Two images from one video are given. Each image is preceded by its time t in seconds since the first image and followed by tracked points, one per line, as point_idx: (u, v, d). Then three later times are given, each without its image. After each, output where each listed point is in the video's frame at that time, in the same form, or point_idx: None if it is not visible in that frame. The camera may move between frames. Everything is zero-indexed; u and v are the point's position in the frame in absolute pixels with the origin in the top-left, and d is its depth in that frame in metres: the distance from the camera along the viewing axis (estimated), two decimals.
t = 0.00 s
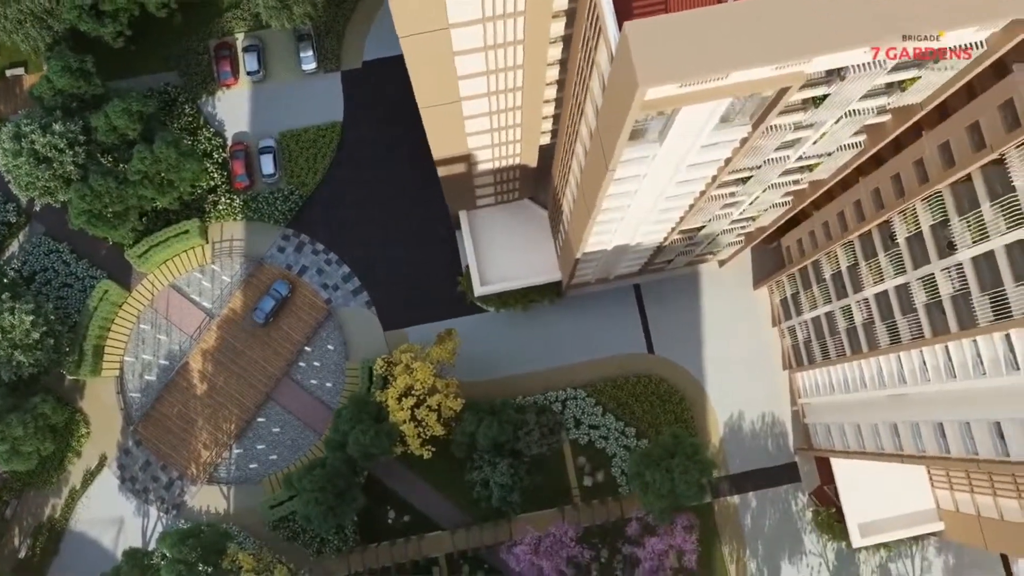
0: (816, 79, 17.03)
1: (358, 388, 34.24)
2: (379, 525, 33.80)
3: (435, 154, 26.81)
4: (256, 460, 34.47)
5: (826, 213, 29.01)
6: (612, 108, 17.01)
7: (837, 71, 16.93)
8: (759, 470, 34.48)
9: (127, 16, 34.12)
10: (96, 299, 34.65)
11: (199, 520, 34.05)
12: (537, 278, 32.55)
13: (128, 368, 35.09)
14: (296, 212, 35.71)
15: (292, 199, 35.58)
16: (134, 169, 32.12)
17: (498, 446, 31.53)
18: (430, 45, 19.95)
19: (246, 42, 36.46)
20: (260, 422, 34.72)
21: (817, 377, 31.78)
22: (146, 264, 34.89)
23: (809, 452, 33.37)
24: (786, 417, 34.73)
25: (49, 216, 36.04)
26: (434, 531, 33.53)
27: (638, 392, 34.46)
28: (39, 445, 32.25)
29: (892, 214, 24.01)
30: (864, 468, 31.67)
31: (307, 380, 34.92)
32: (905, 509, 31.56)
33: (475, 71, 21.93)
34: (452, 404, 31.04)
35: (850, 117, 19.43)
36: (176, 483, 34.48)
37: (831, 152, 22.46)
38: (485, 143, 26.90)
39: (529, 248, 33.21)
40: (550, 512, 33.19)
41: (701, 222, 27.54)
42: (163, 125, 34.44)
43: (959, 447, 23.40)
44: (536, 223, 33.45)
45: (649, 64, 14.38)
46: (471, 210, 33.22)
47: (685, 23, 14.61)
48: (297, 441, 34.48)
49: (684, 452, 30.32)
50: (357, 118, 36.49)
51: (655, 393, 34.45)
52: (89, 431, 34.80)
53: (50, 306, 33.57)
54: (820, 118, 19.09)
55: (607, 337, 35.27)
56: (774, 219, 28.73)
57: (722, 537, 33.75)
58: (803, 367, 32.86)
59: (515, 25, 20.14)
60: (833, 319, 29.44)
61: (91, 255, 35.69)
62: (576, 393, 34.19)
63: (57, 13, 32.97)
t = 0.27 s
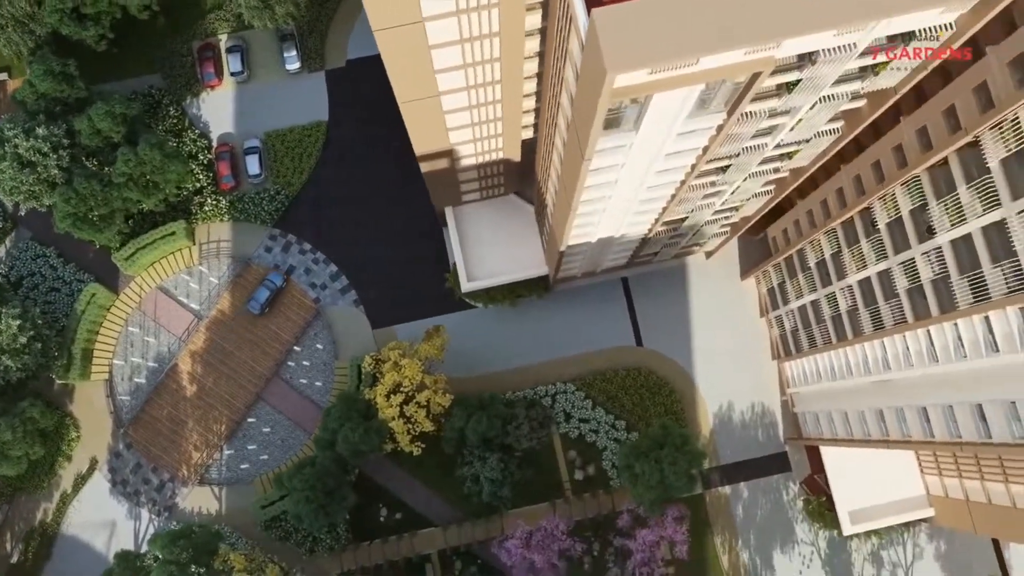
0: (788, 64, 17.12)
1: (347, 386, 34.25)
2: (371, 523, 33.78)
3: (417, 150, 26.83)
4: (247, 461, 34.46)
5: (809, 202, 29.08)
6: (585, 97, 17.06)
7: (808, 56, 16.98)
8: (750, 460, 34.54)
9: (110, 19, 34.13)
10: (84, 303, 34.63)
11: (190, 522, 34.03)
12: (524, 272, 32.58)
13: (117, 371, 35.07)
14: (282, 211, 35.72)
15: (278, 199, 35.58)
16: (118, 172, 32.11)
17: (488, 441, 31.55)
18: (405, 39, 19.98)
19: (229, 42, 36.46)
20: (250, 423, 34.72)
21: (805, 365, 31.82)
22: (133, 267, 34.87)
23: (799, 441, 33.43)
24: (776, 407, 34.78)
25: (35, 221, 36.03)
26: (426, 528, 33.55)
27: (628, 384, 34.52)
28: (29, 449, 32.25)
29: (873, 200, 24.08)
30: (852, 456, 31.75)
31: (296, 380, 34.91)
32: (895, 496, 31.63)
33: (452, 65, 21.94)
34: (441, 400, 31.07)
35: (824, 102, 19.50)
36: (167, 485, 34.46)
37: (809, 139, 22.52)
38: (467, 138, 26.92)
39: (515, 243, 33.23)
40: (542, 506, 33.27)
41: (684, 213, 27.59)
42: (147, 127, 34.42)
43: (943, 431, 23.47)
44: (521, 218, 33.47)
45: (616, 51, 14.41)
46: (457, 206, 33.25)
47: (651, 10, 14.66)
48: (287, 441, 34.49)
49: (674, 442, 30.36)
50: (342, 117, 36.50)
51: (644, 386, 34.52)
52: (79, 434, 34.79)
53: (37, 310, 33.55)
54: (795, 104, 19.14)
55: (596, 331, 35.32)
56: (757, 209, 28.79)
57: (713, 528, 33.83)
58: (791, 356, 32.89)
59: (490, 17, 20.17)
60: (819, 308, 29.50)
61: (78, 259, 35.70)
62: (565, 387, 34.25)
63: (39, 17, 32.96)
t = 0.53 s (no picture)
0: (759, 50, 17.17)
1: (336, 385, 34.27)
2: (363, 521, 33.80)
3: (398, 146, 26.83)
4: (237, 461, 34.47)
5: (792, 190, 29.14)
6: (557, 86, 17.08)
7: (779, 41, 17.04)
8: (740, 451, 34.61)
9: (91, 22, 34.12)
10: (71, 307, 34.68)
11: (182, 524, 34.02)
12: (510, 267, 32.61)
13: (105, 374, 35.06)
14: (268, 212, 35.71)
15: (264, 199, 35.58)
16: (102, 175, 32.06)
17: (477, 436, 31.59)
18: (379, 33, 20.00)
19: (212, 44, 36.47)
20: (240, 423, 34.71)
21: (792, 354, 31.87)
22: (120, 270, 34.88)
23: (788, 430, 33.52)
24: (765, 397, 34.85)
25: (21, 226, 36.01)
26: (418, 525, 33.58)
27: (617, 377, 34.57)
28: (18, 454, 32.23)
29: (852, 186, 24.15)
30: (841, 445, 31.80)
31: (285, 380, 34.90)
32: (885, 483, 31.73)
33: (429, 59, 21.95)
34: (429, 397, 31.08)
35: (798, 88, 19.57)
36: (158, 488, 34.44)
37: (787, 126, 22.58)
38: (448, 133, 26.93)
39: (501, 239, 33.25)
40: (533, 501, 33.35)
41: (666, 204, 27.64)
42: (131, 130, 34.38)
43: (926, 415, 23.56)
44: (506, 213, 33.51)
45: (584, 37, 14.42)
46: (442, 203, 33.28)
47: None
48: (277, 441, 34.50)
49: (662, 434, 30.43)
50: (327, 116, 36.51)
51: (633, 378, 34.57)
52: (69, 439, 34.78)
53: (24, 315, 33.53)
54: (769, 90, 19.20)
55: (584, 325, 35.36)
56: (740, 199, 28.85)
57: (704, 519, 33.93)
58: (778, 345, 32.94)
59: (464, 10, 20.18)
60: (804, 296, 29.57)
61: (65, 263, 35.72)
62: (554, 381, 34.29)
63: (20, 22, 32.93)
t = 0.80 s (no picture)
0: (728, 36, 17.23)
1: (324, 384, 34.29)
2: (355, 520, 33.79)
3: (379, 143, 26.84)
4: (228, 463, 34.46)
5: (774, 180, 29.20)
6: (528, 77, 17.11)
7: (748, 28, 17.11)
8: (730, 441, 34.68)
9: (72, 26, 34.11)
10: (58, 312, 34.62)
11: (173, 526, 33.99)
12: (496, 262, 32.63)
13: (94, 379, 35.05)
14: (254, 212, 35.71)
15: (249, 200, 35.59)
16: (85, 178, 32.02)
17: (466, 432, 31.63)
18: (352, 29, 20.02)
19: (194, 46, 36.48)
20: (230, 424, 34.71)
21: (778, 344, 31.93)
22: (106, 274, 34.78)
23: (777, 420, 33.59)
24: (754, 387, 34.91)
25: (6, 233, 36.00)
26: (409, 523, 33.59)
27: (605, 370, 34.62)
28: (7, 459, 32.22)
29: (831, 174, 24.22)
30: (830, 433, 31.84)
31: (273, 380, 34.90)
32: (874, 470, 31.80)
33: (405, 54, 21.96)
34: (417, 393, 31.12)
35: (771, 74, 19.65)
36: (149, 491, 34.41)
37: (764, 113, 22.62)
38: (428, 129, 26.94)
39: (486, 234, 33.28)
40: (524, 495, 33.41)
41: (648, 196, 27.69)
42: (114, 133, 34.34)
43: (908, 400, 23.64)
44: (491, 209, 33.54)
45: (550, 25, 14.44)
46: (426, 200, 33.31)
47: None
48: (267, 441, 34.50)
49: (650, 426, 30.49)
50: (310, 116, 36.51)
51: (621, 371, 34.62)
52: (59, 444, 34.75)
53: (10, 320, 33.52)
54: (742, 77, 19.26)
55: (572, 318, 35.39)
56: (722, 189, 28.91)
57: (696, 510, 34.02)
58: (764, 335, 33.00)
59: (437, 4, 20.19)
60: (788, 285, 29.63)
61: (51, 268, 35.73)
62: (543, 376, 34.33)
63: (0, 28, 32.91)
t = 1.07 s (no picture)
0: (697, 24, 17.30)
1: (312, 384, 34.30)
2: (346, 519, 33.79)
3: (359, 140, 26.84)
4: (218, 464, 34.45)
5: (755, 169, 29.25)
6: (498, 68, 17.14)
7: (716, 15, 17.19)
8: (719, 432, 34.75)
9: (53, 31, 34.09)
10: (44, 317, 34.64)
11: (164, 529, 33.97)
12: (482, 258, 32.67)
13: (82, 383, 35.03)
14: (239, 214, 35.71)
15: (234, 202, 35.61)
16: (68, 183, 31.98)
17: (454, 428, 31.65)
18: (325, 25, 20.04)
19: (176, 49, 36.46)
20: (219, 426, 34.72)
21: (764, 333, 31.99)
22: (92, 278, 34.81)
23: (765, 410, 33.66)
24: (742, 378, 34.98)
25: None
26: (400, 521, 33.62)
27: (593, 364, 34.66)
28: None
29: (809, 161, 24.28)
30: (818, 421, 31.89)
31: (262, 380, 34.93)
32: (861, 457, 31.88)
33: (380, 50, 21.95)
34: (405, 390, 31.16)
35: (743, 61, 19.74)
36: (139, 494, 34.39)
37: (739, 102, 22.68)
38: (408, 125, 26.93)
39: (471, 231, 33.31)
40: (514, 491, 33.43)
41: (630, 187, 27.73)
42: (97, 137, 34.32)
43: (891, 384, 23.74)
44: (475, 205, 33.58)
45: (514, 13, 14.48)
46: (410, 197, 33.33)
47: None
48: (256, 442, 34.51)
49: (638, 418, 30.55)
50: (294, 116, 36.50)
51: (610, 365, 34.66)
52: (48, 449, 34.71)
53: None
54: (714, 64, 19.32)
55: (559, 313, 35.42)
56: (704, 179, 28.97)
57: (686, 502, 34.10)
58: (750, 325, 33.06)
59: None
60: (772, 274, 29.70)
61: (37, 274, 35.73)
62: (531, 371, 34.36)
63: None
